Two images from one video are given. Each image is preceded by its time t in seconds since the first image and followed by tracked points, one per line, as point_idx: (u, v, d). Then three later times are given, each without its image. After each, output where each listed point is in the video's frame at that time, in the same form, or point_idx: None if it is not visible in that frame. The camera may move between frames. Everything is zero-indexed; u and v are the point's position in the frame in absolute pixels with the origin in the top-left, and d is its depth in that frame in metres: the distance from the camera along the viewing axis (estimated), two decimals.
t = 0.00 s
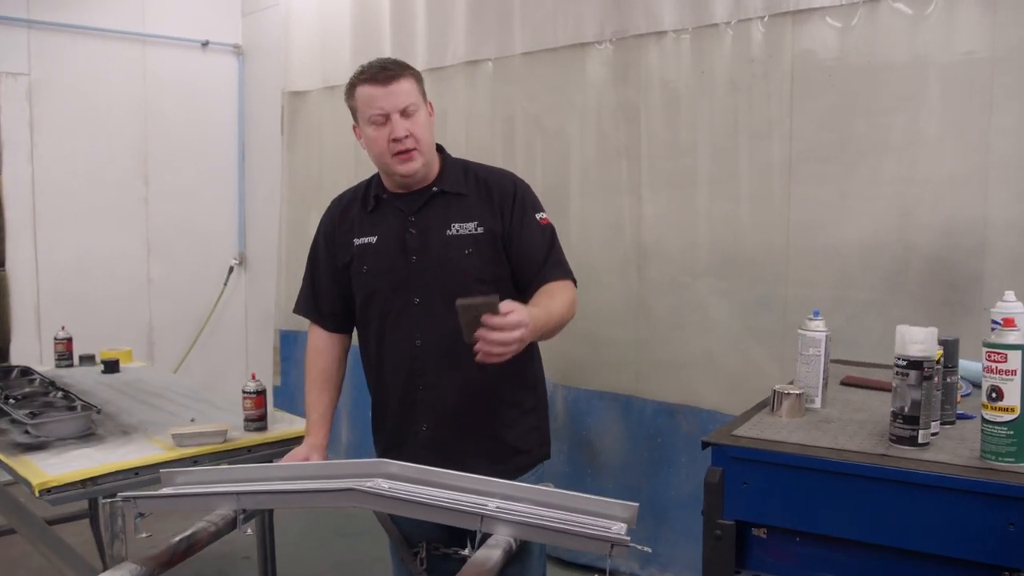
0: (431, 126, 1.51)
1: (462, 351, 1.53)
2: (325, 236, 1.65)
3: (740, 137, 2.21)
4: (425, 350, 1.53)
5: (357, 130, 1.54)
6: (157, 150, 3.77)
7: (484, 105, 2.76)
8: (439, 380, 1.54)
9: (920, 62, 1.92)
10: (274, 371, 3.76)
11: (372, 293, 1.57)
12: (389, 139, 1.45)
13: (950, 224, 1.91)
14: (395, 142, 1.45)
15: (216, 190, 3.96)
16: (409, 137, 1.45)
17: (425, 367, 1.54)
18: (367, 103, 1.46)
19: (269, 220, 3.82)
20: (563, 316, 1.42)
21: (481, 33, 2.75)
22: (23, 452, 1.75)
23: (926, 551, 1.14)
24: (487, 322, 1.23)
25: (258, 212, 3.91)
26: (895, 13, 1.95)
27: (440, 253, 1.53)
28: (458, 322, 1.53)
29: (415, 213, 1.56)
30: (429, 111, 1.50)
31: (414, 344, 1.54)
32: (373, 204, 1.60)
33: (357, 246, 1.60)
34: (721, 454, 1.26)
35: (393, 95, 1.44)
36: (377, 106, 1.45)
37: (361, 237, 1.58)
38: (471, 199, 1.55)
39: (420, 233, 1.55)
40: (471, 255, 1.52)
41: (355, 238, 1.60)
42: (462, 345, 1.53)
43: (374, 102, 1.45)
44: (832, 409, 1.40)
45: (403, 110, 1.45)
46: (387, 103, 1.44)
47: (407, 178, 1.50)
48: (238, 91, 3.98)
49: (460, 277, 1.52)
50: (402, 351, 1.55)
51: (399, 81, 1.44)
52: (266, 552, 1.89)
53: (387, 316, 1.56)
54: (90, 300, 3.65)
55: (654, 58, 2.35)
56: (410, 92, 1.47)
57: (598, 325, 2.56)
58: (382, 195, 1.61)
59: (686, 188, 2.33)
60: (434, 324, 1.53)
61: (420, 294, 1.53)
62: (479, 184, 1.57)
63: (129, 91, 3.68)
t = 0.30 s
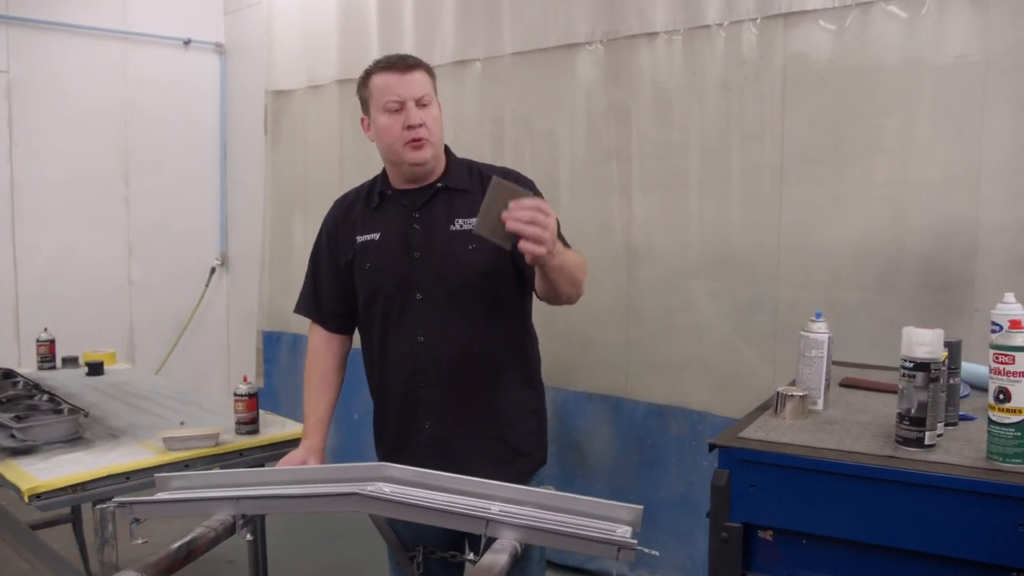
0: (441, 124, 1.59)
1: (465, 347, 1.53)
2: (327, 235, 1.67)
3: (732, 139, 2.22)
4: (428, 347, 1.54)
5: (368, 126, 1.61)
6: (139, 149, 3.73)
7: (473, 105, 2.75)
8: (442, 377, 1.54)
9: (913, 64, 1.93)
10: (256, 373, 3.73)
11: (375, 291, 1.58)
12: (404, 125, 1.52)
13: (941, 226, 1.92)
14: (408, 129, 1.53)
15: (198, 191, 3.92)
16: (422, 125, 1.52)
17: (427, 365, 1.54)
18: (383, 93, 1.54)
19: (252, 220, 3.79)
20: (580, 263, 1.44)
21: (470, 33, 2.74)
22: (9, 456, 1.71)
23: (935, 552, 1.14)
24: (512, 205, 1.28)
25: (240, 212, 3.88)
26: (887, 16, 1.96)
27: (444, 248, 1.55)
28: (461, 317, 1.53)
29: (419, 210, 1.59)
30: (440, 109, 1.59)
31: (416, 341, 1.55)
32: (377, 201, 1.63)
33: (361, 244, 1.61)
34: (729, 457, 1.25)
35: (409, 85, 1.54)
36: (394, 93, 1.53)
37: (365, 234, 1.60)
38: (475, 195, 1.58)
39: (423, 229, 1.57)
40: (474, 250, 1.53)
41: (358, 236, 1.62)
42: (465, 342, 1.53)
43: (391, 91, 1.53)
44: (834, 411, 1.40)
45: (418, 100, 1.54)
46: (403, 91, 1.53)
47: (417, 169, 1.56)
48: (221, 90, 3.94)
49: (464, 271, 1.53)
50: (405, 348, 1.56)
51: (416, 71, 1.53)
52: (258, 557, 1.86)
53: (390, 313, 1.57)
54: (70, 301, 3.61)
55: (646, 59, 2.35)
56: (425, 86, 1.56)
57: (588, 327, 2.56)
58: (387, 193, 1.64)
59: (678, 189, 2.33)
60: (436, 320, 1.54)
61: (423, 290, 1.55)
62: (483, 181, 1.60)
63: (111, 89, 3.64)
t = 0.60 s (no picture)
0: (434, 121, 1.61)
1: (461, 347, 1.55)
2: (320, 236, 1.70)
3: (719, 138, 2.22)
4: (422, 347, 1.56)
5: (361, 123, 1.63)
6: (115, 150, 3.68)
7: (458, 106, 2.74)
8: (436, 378, 1.56)
9: (899, 65, 1.94)
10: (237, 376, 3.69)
11: (370, 291, 1.61)
12: (396, 116, 1.54)
13: (929, 226, 1.93)
14: (400, 120, 1.54)
15: (176, 192, 3.88)
16: (414, 117, 1.54)
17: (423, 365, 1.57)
18: (377, 86, 1.57)
19: (231, 222, 3.75)
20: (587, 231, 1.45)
21: (454, 33, 2.73)
22: None
23: (940, 550, 1.14)
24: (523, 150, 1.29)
25: (219, 214, 3.84)
26: (874, 17, 1.97)
27: (438, 247, 1.57)
28: (455, 317, 1.55)
29: (413, 210, 1.61)
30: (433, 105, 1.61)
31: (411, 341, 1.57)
32: (370, 201, 1.65)
33: (355, 244, 1.64)
34: (732, 457, 1.25)
35: (402, 78, 1.56)
36: (387, 86, 1.55)
37: (359, 234, 1.63)
38: (469, 195, 1.59)
39: (417, 229, 1.59)
40: (470, 250, 1.55)
41: (352, 237, 1.65)
42: (459, 341, 1.55)
43: (385, 83, 1.56)
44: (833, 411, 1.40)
45: (411, 93, 1.56)
46: (397, 84, 1.55)
47: (408, 162, 1.56)
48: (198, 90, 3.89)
49: (458, 271, 1.55)
50: (399, 348, 1.58)
51: (410, 65, 1.56)
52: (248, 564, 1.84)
53: (385, 312, 1.60)
54: (45, 305, 3.55)
55: (632, 59, 2.35)
56: (419, 80, 1.58)
57: (575, 328, 2.56)
58: (380, 193, 1.66)
59: (665, 190, 2.33)
60: (431, 320, 1.56)
61: (418, 290, 1.57)
62: (477, 180, 1.61)
63: (87, 90, 3.59)
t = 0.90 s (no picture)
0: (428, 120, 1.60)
1: (456, 347, 1.56)
2: (314, 237, 1.71)
3: (708, 139, 2.22)
4: (418, 348, 1.56)
5: (355, 121, 1.62)
6: (93, 151, 3.63)
7: (444, 106, 2.73)
8: (432, 379, 1.57)
9: (889, 66, 1.95)
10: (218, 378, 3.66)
11: (365, 292, 1.61)
12: (390, 116, 1.53)
13: (918, 226, 1.94)
14: (395, 120, 1.53)
15: (156, 193, 3.83)
16: (409, 117, 1.53)
17: (418, 366, 1.57)
18: (371, 84, 1.55)
19: (211, 223, 3.72)
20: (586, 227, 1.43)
21: (440, 32, 2.72)
22: None
23: (946, 550, 1.14)
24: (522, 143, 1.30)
25: (199, 215, 3.80)
26: (863, 18, 1.97)
27: (433, 247, 1.57)
28: (450, 318, 1.56)
29: (407, 211, 1.61)
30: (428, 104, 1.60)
31: (406, 343, 1.58)
32: (364, 202, 1.66)
33: (349, 246, 1.64)
34: (737, 459, 1.25)
35: (397, 77, 1.55)
36: (382, 85, 1.54)
37: (353, 235, 1.63)
38: (463, 195, 1.60)
39: (412, 229, 1.60)
40: (465, 250, 1.55)
41: (345, 237, 1.65)
42: (455, 341, 1.56)
43: (379, 82, 1.54)
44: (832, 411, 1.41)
45: (405, 92, 1.55)
46: (392, 83, 1.54)
47: (402, 163, 1.56)
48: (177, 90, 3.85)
49: (453, 270, 1.56)
50: (395, 349, 1.59)
51: (405, 64, 1.55)
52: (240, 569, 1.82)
53: (380, 314, 1.60)
54: (21, 308, 3.49)
55: (620, 59, 2.35)
56: (414, 79, 1.57)
57: (563, 329, 2.56)
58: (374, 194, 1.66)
59: (652, 190, 2.33)
60: (426, 321, 1.56)
61: (412, 291, 1.57)
62: (472, 180, 1.61)
63: (64, 89, 3.54)
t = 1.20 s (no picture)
0: (419, 120, 1.58)
1: (448, 352, 1.54)
2: (303, 239, 1.68)
3: (696, 140, 2.22)
4: (409, 353, 1.55)
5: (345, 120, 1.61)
6: (69, 150, 3.58)
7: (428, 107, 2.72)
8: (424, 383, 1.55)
9: (876, 69, 1.96)
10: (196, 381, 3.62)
11: (356, 295, 1.60)
12: (376, 118, 1.51)
13: (905, 229, 1.95)
14: (381, 122, 1.51)
15: (133, 194, 3.79)
16: (396, 119, 1.51)
17: (409, 371, 1.55)
18: (359, 85, 1.54)
19: (190, 223, 3.68)
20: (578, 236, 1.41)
21: (424, 33, 2.70)
22: None
23: (948, 552, 1.14)
24: (514, 155, 1.28)
25: (177, 216, 3.76)
26: (851, 22, 1.98)
27: (425, 250, 1.56)
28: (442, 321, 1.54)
29: (399, 213, 1.59)
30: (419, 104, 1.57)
31: (398, 347, 1.56)
32: (355, 204, 1.64)
33: (339, 248, 1.62)
34: (738, 463, 1.25)
35: (385, 78, 1.53)
36: (370, 86, 1.52)
37: (343, 238, 1.61)
38: (456, 198, 1.58)
39: (403, 231, 1.58)
40: (457, 253, 1.54)
41: (336, 239, 1.63)
42: (447, 346, 1.54)
43: (367, 83, 1.53)
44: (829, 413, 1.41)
45: (394, 93, 1.52)
46: (380, 84, 1.52)
47: (389, 166, 1.54)
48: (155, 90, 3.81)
49: (446, 274, 1.54)
50: (386, 353, 1.57)
51: (394, 64, 1.52)
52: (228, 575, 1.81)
53: (371, 318, 1.59)
54: None
55: (607, 61, 2.34)
56: (404, 80, 1.55)
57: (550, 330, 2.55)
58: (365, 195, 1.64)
59: (639, 192, 2.33)
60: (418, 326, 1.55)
61: (404, 295, 1.56)
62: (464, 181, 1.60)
63: (40, 88, 3.48)
